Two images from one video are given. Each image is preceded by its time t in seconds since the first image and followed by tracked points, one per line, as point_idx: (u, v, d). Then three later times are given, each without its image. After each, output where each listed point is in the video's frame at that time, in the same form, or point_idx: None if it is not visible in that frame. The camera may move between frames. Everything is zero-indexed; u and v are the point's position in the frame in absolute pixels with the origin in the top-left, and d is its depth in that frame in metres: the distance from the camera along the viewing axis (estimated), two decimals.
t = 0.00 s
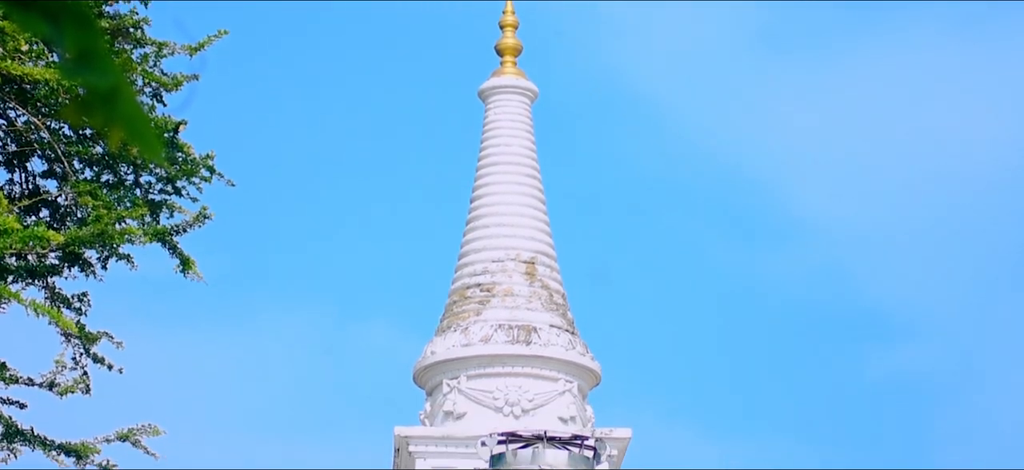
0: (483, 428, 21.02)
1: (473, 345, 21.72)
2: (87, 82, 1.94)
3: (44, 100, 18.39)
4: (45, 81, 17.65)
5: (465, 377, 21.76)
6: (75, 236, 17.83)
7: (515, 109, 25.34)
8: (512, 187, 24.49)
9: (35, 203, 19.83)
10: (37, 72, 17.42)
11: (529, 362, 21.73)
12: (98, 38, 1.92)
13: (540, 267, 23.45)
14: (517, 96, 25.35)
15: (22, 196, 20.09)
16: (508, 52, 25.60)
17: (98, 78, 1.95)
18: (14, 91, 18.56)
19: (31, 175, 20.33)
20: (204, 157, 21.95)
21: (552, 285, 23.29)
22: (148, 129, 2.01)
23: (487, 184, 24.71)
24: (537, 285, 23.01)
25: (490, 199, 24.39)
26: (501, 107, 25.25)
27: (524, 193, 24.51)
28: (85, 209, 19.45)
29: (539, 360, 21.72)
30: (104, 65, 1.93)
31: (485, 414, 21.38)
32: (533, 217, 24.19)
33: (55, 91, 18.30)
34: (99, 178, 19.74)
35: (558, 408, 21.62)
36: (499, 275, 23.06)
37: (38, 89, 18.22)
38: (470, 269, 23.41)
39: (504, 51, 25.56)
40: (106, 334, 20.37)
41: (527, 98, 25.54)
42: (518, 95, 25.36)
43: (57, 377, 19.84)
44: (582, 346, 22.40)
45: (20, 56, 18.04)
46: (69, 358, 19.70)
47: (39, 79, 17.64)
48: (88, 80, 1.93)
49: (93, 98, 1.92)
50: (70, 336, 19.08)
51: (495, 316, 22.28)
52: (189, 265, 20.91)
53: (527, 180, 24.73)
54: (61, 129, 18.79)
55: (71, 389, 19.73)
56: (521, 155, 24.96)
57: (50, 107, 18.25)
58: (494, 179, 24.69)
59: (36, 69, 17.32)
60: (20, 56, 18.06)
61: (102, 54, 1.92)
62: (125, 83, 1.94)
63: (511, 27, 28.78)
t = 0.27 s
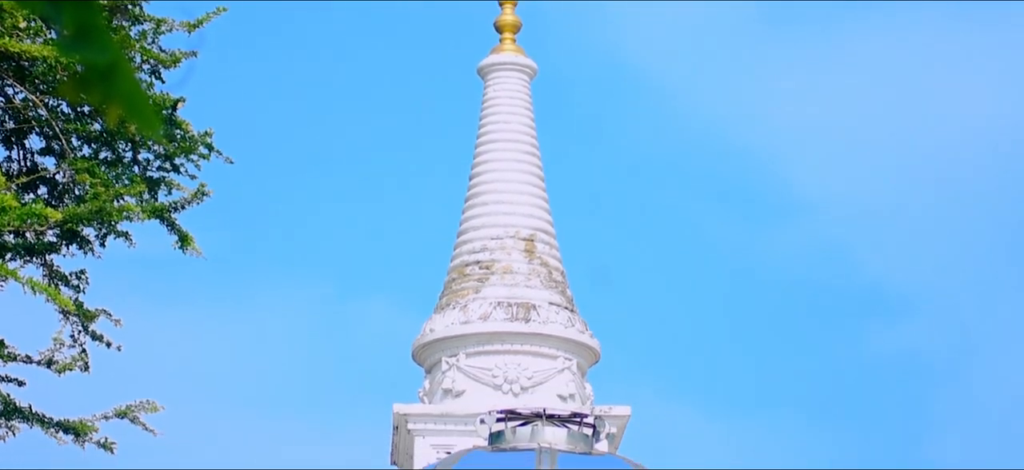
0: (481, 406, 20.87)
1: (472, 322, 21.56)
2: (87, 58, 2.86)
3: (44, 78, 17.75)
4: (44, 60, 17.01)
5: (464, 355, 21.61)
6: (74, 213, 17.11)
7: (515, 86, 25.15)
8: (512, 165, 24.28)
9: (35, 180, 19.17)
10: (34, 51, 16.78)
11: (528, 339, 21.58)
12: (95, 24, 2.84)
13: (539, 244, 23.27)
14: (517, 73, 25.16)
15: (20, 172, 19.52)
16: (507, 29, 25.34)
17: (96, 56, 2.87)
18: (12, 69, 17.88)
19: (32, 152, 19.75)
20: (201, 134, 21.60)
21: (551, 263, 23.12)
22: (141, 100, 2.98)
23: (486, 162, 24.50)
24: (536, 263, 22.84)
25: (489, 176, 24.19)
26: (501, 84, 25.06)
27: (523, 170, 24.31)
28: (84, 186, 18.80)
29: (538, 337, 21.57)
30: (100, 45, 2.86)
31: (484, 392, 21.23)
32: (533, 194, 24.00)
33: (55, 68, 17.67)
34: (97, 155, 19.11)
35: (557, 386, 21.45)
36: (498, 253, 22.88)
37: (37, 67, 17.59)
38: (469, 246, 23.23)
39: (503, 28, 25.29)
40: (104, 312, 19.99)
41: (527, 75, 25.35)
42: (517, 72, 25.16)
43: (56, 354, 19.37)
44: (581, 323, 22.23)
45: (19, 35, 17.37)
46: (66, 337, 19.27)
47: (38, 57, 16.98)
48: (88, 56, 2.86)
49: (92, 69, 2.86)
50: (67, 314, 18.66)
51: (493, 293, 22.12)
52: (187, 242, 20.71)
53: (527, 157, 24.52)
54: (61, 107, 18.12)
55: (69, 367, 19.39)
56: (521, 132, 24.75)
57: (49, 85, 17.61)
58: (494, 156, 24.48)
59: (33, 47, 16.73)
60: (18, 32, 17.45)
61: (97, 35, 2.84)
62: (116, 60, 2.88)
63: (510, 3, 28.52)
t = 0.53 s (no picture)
0: (480, 385, 20.71)
1: (471, 301, 21.42)
2: (87, 35, 2.92)
3: (41, 55, 16.80)
4: (42, 38, 16.23)
5: (463, 334, 21.46)
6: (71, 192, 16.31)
7: (515, 65, 24.93)
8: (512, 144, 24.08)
9: (32, 160, 18.07)
10: (33, 27, 16.02)
11: (527, 319, 21.43)
12: (94, 3, 2.90)
13: (539, 224, 23.09)
14: (517, 52, 24.95)
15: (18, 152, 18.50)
16: (506, 7, 25.13)
17: (94, 33, 2.93)
18: (10, 48, 16.92)
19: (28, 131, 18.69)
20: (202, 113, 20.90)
21: (551, 242, 22.94)
22: (141, 80, 3.02)
23: (486, 140, 24.28)
24: (536, 242, 22.67)
25: (489, 155, 23.98)
26: (500, 62, 24.86)
27: (524, 149, 24.11)
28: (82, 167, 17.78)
29: (537, 316, 21.42)
30: (99, 23, 2.92)
31: (482, 371, 21.08)
32: (533, 173, 23.80)
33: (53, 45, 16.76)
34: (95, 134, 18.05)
35: (556, 365, 21.27)
36: (497, 232, 22.71)
37: (33, 45, 16.64)
38: (468, 225, 23.06)
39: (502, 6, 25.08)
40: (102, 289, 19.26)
41: (526, 53, 25.14)
42: (517, 51, 24.95)
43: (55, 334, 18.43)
44: (581, 302, 22.07)
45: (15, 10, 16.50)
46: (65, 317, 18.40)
47: (37, 35, 16.22)
48: (88, 33, 2.92)
49: (91, 47, 2.92)
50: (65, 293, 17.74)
51: (493, 272, 21.96)
52: (186, 220, 20.51)
53: (526, 136, 24.32)
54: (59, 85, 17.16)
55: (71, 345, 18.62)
56: (521, 111, 24.55)
57: (46, 63, 16.66)
58: (493, 134, 24.27)
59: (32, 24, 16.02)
60: (15, 12, 16.68)
61: (97, 14, 2.91)
62: (115, 37, 2.94)
63: None
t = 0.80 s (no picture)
0: (479, 361, 20.55)
1: (470, 277, 21.25)
2: (86, 12, 3.33)
3: (40, 32, 15.53)
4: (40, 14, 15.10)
5: (461, 310, 21.28)
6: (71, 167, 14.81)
7: (514, 41, 24.73)
8: (511, 119, 23.87)
9: (27, 136, 16.52)
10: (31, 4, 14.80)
11: (526, 295, 21.25)
12: None
13: (538, 200, 22.91)
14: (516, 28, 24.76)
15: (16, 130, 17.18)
16: None
17: (93, 10, 3.34)
18: (7, 23, 15.61)
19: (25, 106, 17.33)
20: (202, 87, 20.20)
21: (550, 218, 22.75)
22: (138, 54, 3.42)
23: (484, 116, 24.06)
24: (536, 218, 22.48)
25: (488, 130, 23.78)
26: (499, 38, 24.67)
27: (523, 125, 23.91)
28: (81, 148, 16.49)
29: (537, 292, 21.24)
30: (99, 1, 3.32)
31: (480, 347, 20.92)
32: (532, 149, 23.60)
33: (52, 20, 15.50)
34: (94, 112, 16.73)
35: (555, 342, 21.10)
36: (496, 208, 22.53)
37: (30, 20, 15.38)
38: (467, 201, 22.87)
39: None
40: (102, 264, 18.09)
41: (526, 29, 24.95)
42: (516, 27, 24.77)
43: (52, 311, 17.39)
44: (580, 278, 21.90)
45: None
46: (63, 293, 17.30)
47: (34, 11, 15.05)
48: (87, 10, 3.33)
49: (91, 21, 3.32)
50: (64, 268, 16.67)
51: (492, 248, 21.79)
52: (185, 197, 20.28)
53: (526, 112, 24.11)
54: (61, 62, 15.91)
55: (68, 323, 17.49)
56: (520, 86, 24.33)
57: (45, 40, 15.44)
58: (491, 110, 24.05)
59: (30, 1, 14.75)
60: None
61: None
62: (113, 14, 3.34)
63: None
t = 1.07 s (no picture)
0: (479, 328, 20.33)
1: (470, 245, 21.05)
2: None
3: None
4: None
5: (461, 277, 21.08)
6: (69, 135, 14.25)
7: (513, 10, 24.59)
8: (511, 87, 23.67)
9: (24, 104, 16.19)
10: None
11: (526, 262, 21.06)
12: None
13: (538, 167, 22.71)
14: None
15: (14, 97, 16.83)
16: None
17: None
18: None
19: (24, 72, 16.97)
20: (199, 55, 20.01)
21: (550, 186, 22.54)
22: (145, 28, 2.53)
23: (484, 84, 23.86)
24: (536, 186, 22.28)
25: (488, 98, 23.57)
26: (498, 6, 24.51)
27: (523, 92, 23.70)
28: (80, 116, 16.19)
29: (537, 260, 21.05)
30: None
31: (480, 314, 20.68)
32: (533, 117, 23.39)
33: None
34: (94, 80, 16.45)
35: (554, 309, 20.88)
36: (496, 176, 22.33)
37: None
38: (467, 169, 22.66)
39: None
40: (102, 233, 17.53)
41: None
42: None
43: (52, 278, 16.83)
44: (581, 246, 21.71)
45: None
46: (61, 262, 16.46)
47: None
48: None
49: None
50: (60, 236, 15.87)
51: (492, 216, 21.60)
52: (183, 166, 20.12)
53: (526, 79, 23.90)
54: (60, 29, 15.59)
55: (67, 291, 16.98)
56: (520, 54, 24.14)
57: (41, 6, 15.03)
58: (491, 77, 23.84)
59: None
60: None
61: None
62: None
63: None
